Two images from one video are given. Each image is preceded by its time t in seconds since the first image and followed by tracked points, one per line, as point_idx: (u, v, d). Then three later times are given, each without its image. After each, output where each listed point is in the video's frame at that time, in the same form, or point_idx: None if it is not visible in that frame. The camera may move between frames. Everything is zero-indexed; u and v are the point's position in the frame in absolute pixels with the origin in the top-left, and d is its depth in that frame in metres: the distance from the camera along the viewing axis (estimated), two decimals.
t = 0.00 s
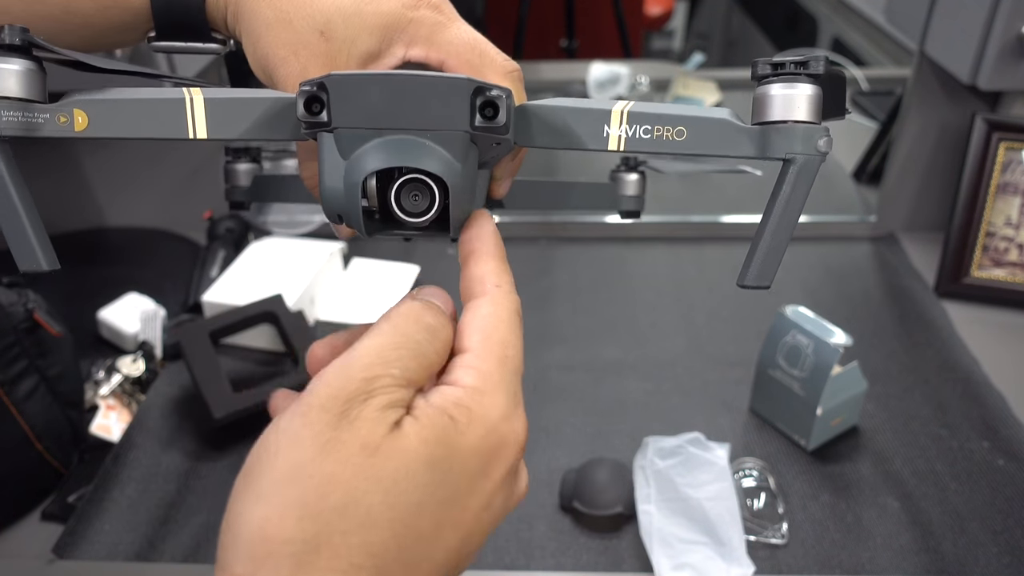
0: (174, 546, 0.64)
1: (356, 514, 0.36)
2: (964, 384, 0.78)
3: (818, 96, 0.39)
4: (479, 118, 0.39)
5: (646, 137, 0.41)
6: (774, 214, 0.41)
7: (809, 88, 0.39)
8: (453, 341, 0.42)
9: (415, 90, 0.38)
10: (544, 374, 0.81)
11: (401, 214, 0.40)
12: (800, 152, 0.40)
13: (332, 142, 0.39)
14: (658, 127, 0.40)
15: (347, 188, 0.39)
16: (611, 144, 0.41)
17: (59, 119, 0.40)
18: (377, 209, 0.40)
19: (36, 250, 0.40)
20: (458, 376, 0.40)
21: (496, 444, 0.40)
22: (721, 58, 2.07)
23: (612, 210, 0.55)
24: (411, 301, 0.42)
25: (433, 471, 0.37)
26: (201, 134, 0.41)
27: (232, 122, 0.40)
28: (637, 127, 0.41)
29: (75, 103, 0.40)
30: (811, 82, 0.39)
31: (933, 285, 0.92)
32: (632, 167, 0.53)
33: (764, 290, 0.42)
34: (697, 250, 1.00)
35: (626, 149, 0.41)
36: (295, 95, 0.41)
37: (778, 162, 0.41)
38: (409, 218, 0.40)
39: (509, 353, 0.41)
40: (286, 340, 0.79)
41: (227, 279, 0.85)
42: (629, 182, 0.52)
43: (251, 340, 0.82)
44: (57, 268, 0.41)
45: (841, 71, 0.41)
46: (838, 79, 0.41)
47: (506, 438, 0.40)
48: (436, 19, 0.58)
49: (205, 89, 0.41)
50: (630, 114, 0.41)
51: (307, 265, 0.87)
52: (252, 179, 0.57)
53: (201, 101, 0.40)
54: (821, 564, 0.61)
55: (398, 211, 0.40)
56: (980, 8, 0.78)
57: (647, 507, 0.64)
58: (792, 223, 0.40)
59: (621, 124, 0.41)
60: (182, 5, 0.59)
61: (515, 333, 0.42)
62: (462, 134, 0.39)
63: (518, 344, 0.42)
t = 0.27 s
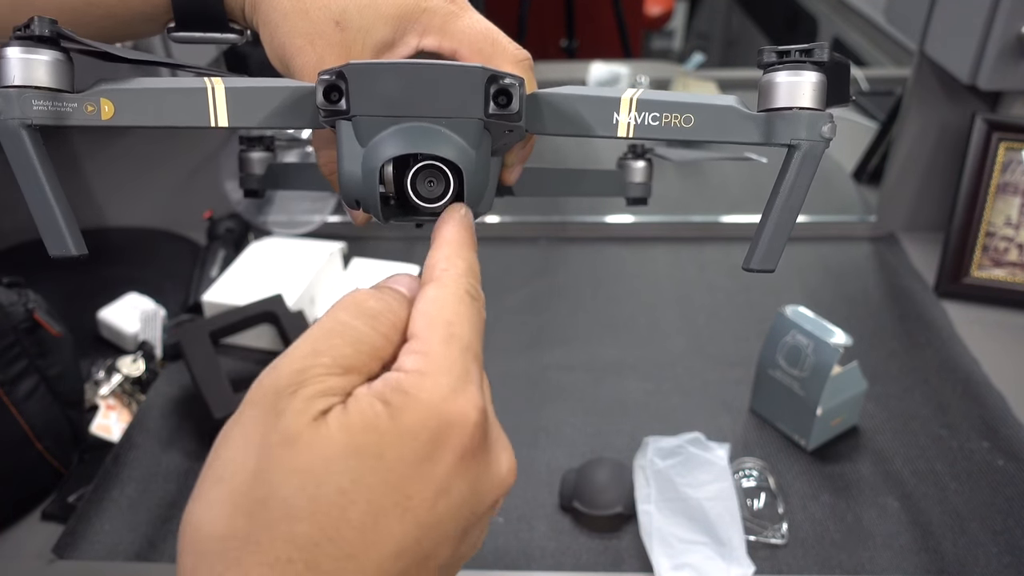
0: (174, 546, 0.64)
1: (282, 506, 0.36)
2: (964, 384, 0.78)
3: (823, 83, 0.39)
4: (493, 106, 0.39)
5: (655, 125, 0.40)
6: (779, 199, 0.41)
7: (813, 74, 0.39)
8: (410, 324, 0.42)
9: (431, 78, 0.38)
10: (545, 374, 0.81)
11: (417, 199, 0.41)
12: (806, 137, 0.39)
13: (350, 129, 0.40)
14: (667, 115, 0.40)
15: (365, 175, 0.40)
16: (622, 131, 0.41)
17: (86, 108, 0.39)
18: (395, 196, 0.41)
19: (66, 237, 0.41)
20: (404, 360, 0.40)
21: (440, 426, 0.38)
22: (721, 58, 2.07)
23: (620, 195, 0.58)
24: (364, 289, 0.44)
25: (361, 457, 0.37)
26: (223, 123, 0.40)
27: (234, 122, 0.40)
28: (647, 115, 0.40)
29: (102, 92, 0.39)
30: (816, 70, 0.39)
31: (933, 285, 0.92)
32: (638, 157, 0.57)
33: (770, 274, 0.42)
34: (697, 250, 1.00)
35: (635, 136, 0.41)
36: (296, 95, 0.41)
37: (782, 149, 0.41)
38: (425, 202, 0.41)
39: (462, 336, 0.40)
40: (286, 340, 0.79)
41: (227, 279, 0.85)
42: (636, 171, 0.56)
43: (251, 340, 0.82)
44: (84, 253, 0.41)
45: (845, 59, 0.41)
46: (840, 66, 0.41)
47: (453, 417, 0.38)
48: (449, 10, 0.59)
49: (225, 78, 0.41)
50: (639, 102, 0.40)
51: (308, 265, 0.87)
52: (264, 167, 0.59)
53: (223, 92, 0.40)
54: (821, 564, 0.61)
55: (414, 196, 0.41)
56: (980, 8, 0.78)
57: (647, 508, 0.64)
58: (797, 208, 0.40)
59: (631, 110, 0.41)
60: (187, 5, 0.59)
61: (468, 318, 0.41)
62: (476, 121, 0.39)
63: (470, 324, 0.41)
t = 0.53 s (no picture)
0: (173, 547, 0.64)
1: (200, 476, 0.36)
2: (964, 384, 0.78)
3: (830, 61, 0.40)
4: (504, 88, 0.40)
5: (664, 107, 0.42)
6: (790, 176, 0.42)
7: (821, 53, 0.40)
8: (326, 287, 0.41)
9: (443, 60, 0.39)
10: (545, 374, 0.81)
11: (429, 181, 0.42)
12: (815, 114, 0.40)
13: (364, 112, 0.41)
14: (676, 97, 0.41)
15: (380, 156, 0.41)
16: (631, 115, 0.42)
17: (105, 96, 0.40)
18: (407, 177, 0.42)
19: (84, 222, 0.41)
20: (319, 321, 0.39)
21: (351, 381, 0.37)
22: (721, 58, 2.06)
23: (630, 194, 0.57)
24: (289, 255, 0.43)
25: (274, 420, 0.36)
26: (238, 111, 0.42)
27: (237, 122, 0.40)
28: (656, 98, 0.42)
29: (119, 81, 0.41)
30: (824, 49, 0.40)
31: (933, 285, 0.92)
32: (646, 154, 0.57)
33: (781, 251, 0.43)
34: (697, 251, 1.00)
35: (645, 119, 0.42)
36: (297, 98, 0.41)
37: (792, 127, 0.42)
38: (437, 184, 0.41)
39: (377, 290, 0.39)
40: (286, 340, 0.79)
41: (227, 279, 0.85)
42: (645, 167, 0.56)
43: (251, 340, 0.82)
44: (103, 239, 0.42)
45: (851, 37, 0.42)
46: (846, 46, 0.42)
47: (365, 373, 0.37)
48: (458, 3, 0.59)
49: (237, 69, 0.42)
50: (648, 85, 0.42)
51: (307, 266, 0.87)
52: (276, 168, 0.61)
53: (238, 80, 0.41)
54: (821, 564, 0.61)
55: (427, 177, 0.41)
56: (980, 8, 0.78)
57: (647, 507, 0.64)
58: (808, 184, 0.41)
59: (640, 94, 0.42)
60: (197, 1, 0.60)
61: (385, 275, 0.40)
62: (487, 103, 0.40)
63: (382, 278, 0.40)
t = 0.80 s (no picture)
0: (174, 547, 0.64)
1: (267, 453, 0.35)
2: (964, 384, 0.78)
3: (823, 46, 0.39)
4: (495, 73, 0.40)
5: (656, 94, 0.41)
6: (782, 160, 0.40)
7: (811, 36, 0.39)
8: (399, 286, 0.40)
9: (433, 45, 0.39)
10: (545, 374, 0.81)
11: (421, 167, 0.42)
12: (807, 97, 0.39)
13: (356, 100, 0.40)
14: (668, 83, 0.41)
15: (371, 144, 0.40)
16: (623, 103, 0.42)
17: (99, 85, 0.40)
18: (399, 165, 0.41)
19: (77, 210, 0.41)
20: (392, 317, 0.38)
21: (420, 373, 0.36)
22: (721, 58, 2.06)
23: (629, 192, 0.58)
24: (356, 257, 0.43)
25: (343, 405, 0.35)
26: (231, 100, 0.41)
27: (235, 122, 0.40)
28: (647, 85, 0.41)
29: (113, 70, 0.41)
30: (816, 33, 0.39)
31: (933, 285, 0.92)
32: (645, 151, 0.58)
33: (774, 238, 0.41)
34: (697, 251, 1.00)
35: (637, 106, 0.42)
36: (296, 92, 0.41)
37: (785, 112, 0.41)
38: (428, 171, 0.42)
39: (448, 294, 0.39)
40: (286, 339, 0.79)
41: (227, 279, 0.85)
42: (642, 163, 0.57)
43: (250, 339, 0.82)
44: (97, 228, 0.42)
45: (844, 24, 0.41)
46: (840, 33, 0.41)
47: (433, 365, 0.36)
48: None
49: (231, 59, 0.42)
50: (640, 72, 0.41)
51: (307, 265, 0.87)
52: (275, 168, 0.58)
53: (232, 71, 0.41)
54: (822, 564, 0.61)
55: (417, 164, 0.41)
56: (980, 8, 0.78)
57: (647, 507, 0.64)
58: (801, 170, 0.40)
59: (631, 82, 0.41)
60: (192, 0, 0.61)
61: (456, 280, 0.40)
62: (479, 89, 0.40)
63: (456, 277, 0.40)
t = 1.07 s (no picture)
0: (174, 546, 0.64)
1: (192, 458, 0.34)
2: (964, 384, 0.78)
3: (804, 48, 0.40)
4: (482, 76, 0.40)
5: (641, 95, 0.42)
6: (763, 162, 0.42)
7: (792, 40, 0.40)
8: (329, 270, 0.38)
9: (422, 48, 0.39)
10: (544, 374, 0.81)
11: (410, 167, 0.41)
12: (788, 101, 0.40)
13: (347, 103, 0.41)
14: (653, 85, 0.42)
15: (361, 145, 0.41)
16: (610, 104, 0.42)
17: (98, 87, 0.41)
18: (387, 166, 0.41)
19: (76, 208, 0.42)
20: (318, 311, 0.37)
21: (344, 374, 0.35)
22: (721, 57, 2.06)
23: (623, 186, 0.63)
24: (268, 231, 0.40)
25: (269, 409, 0.35)
26: (226, 102, 0.42)
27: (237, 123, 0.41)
28: (633, 86, 0.42)
29: (112, 72, 0.41)
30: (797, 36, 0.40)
31: (932, 285, 0.92)
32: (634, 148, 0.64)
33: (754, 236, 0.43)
34: (697, 251, 1.00)
35: (623, 108, 0.42)
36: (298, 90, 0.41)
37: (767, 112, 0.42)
38: (417, 172, 0.41)
39: (379, 285, 0.37)
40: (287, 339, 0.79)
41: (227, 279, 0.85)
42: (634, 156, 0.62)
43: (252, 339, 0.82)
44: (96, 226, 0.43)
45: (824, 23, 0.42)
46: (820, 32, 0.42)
47: (362, 366, 0.35)
48: None
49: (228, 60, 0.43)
50: (626, 74, 0.42)
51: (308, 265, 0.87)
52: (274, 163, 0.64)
53: (227, 72, 0.42)
54: (821, 564, 0.61)
55: (407, 164, 0.41)
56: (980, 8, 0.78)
57: (646, 507, 0.64)
58: (781, 170, 0.41)
59: (618, 83, 0.42)
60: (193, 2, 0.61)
61: (387, 261, 0.38)
62: (467, 91, 0.40)
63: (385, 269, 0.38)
